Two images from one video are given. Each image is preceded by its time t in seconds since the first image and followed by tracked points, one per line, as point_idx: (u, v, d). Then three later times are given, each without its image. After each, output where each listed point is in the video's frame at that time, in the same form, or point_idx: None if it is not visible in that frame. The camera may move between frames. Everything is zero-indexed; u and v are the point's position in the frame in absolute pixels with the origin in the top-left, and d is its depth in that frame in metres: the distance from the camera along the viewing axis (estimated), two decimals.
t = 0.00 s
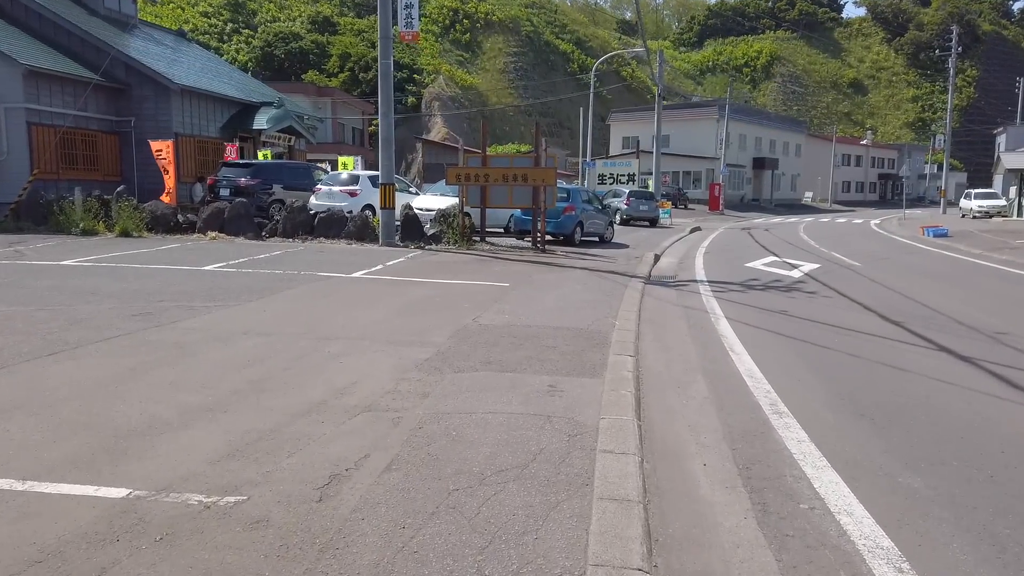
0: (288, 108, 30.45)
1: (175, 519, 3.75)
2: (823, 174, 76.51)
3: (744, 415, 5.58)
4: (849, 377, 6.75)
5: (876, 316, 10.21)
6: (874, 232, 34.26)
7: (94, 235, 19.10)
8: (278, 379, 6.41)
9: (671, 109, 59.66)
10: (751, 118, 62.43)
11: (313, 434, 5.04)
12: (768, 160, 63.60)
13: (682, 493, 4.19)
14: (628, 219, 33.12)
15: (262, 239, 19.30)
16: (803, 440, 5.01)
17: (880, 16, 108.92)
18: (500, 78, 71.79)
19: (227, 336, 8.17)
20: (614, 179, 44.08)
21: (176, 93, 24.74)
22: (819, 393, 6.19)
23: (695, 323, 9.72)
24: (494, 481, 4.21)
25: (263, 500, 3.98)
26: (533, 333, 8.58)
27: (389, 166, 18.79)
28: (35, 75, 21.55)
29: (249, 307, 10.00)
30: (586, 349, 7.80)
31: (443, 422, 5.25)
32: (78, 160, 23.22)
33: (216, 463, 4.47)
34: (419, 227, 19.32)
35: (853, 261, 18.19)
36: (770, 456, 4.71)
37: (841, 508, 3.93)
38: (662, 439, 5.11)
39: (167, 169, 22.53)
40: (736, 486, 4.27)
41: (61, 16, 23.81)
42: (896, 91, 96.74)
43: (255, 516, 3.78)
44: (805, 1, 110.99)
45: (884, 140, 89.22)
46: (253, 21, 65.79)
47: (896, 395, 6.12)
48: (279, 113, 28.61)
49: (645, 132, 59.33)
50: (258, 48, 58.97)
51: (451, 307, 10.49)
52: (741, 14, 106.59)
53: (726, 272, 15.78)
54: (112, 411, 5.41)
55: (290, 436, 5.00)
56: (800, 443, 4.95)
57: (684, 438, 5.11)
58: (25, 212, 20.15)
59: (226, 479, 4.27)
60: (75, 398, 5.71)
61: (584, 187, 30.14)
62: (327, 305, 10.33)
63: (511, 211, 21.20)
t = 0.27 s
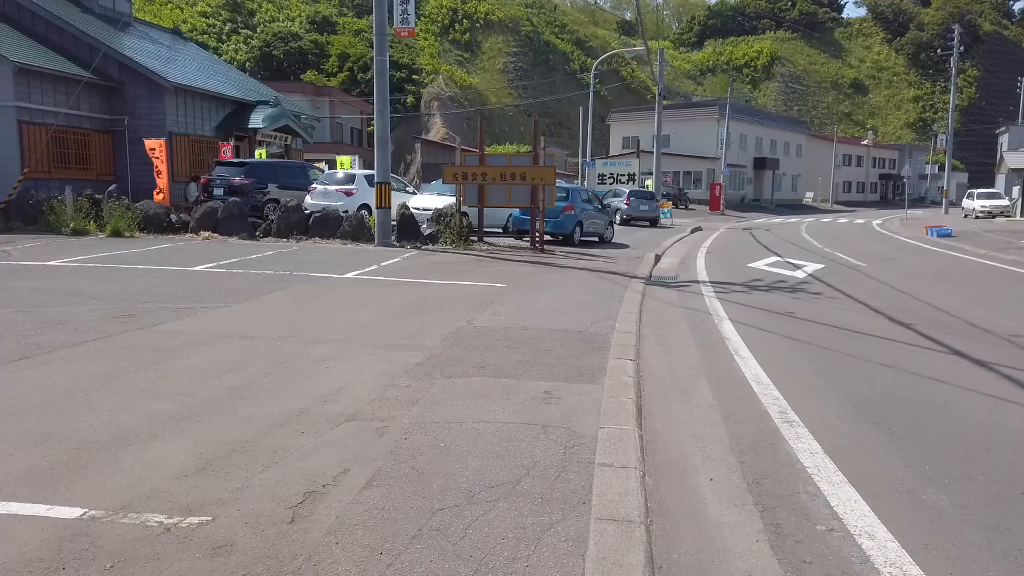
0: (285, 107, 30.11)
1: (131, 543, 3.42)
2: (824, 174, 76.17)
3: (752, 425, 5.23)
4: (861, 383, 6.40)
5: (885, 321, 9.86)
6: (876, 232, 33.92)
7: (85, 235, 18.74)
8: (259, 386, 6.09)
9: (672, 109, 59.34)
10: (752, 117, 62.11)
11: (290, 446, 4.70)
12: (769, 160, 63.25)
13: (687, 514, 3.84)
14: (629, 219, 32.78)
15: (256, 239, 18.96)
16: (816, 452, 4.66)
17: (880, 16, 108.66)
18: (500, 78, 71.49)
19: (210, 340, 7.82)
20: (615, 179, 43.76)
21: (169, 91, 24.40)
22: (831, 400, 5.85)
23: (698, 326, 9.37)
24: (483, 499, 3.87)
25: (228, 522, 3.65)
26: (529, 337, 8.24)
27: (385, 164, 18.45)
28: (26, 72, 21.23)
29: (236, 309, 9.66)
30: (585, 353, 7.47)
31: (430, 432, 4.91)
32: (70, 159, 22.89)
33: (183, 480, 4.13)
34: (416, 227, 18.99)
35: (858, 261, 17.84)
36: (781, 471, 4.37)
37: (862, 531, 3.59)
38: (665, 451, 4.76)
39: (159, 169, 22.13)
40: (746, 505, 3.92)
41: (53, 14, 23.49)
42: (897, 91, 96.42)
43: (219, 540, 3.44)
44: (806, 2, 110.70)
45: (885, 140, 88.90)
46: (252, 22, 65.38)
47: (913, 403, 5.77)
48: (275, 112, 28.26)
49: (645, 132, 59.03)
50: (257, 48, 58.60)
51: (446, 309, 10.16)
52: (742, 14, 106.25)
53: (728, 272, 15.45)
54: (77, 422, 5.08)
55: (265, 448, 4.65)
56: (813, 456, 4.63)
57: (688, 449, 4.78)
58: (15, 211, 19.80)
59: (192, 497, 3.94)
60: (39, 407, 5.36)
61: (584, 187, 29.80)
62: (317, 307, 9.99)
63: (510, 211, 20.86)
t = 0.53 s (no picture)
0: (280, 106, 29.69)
1: None
2: (824, 174, 75.78)
3: (761, 448, 4.86)
4: (873, 398, 6.02)
5: (894, 328, 9.49)
6: (879, 233, 33.54)
7: (73, 237, 18.37)
8: (232, 403, 5.71)
9: (672, 108, 58.94)
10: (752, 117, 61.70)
11: (258, 473, 4.34)
12: (770, 160, 62.84)
13: (689, 555, 3.48)
14: (628, 220, 32.41)
15: (248, 241, 18.58)
16: (830, 480, 4.30)
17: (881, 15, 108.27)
18: (499, 77, 71.16)
19: (188, 350, 7.45)
20: (614, 179, 43.38)
21: (162, 90, 24.01)
22: (843, 418, 5.47)
23: (699, 334, 8.99)
24: (464, 540, 3.51)
25: (180, 566, 3.28)
26: (523, 346, 7.87)
27: (379, 165, 18.05)
28: (15, 71, 20.86)
29: (219, 316, 9.29)
30: (581, 364, 7.10)
31: (410, 456, 4.54)
32: (60, 159, 22.51)
33: (136, 515, 3.77)
34: (411, 229, 18.60)
35: (862, 264, 17.46)
36: (794, 503, 3.99)
37: None
38: (666, 478, 4.39)
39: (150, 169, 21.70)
40: (755, 545, 3.56)
41: (43, 12, 23.11)
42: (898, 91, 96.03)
43: None
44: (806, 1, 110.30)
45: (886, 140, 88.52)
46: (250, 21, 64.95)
47: (930, 422, 5.39)
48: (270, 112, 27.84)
49: (645, 132, 58.66)
50: (255, 48, 58.21)
51: (437, 315, 9.78)
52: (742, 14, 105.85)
53: (730, 276, 15.07)
54: (32, 445, 4.71)
55: (232, 477, 4.29)
56: (825, 485, 4.26)
57: (690, 476, 4.41)
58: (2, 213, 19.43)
59: (144, 535, 3.57)
60: None
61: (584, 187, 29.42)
62: (304, 314, 9.62)
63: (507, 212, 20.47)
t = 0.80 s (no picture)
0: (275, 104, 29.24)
1: None
2: (826, 173, 75.31)
3: (780, 464, 4.43)
4: (894, 406, 5.60)
5: (909, 330, 9.06)
6: (883, 232, 33.10)
7: (62, 236, 17.97)
8: (203, 413, 5.29)
9: (672, 107, 58.51)
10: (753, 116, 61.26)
11: (224, 493, 3.93)
12: (772, 159, 62.38)
13: None
14: (629, 218, 31.98)
15: (240, 240, 18.17)
16: (855, 504, 3.89)
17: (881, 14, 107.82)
18: (498, 76, 70.77)
19: (164, 355, 7.03)
20: (615, 177, 42.95)
21: (154, 86, 23.58)
22: (863, 430, 5.06)
23: (705, 336, 8.57)
24: None
25: None
26: (520, 350, 7.45)
27: (374, 162, 17.62)
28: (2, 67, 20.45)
29: (202, 318, 8.87)
30: (580, 370, 6.68)
31: (393, 474, 4.13)
32: (50, 157, 22.12)
33: (80, 547, 3.37)
34: (407, 227, 18.19)
35: (869, 263, 17.03)
36: (815, 529, 3.60)
37: None
38: (673, 500, 3.98)
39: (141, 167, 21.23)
40: None
41: (33, 7, 22.72)
42: (899, 90, 95.59)
43: None
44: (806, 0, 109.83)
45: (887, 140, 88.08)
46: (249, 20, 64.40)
47: (958, 434, 4.98)
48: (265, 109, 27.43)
49: (646, 130, 58.26)
50: (253, 46, 57.76)
51: (430, 317, 9.36)
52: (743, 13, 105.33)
53: (733, 275, 14.67)
54: None
55: (194, 498, 3.88)
56: (851, 509, 3.85)
57: (701, 498, 4.00)
58: None
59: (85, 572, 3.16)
60: None
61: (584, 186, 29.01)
62: (290, 316, 9.18)
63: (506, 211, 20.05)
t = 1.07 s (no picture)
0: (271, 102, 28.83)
1: None
2: (827, 173, 74.92)
3: (801, 493, 4.07)
4: (918, 425, 5.23)
5: (924, 339, 8.70)
6: (887, 232, 32.71)
7: (51, 238, 17.60)
8: (176, 433, 4.91)
9: (673, 106, 58.10)
10: (755, 115, 60.84)
11: (192, 530, 3.56)
12: (773, 159, 62.00)
13: None
14: (630, 219, 31.61)
15: (234, 242, 17.79)
16: (888, 543, 3.52)
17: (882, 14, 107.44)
18: (498, 75, 70.38)
19: (142, 366, 6.64)
20: (615, 177, 42.56)
21: (147, 84, 23.21)
22: (888, 452, 4.69)
23: (712, 344, 8.22)
24: None
25: None
26: (518, 360, 7.07)
27: (370, 162, 17.25)
28: None
29: (187, 324, 8.49)
30: (582, 383, 6.31)
31: (377, 507, 3.76)
32: (42, 156, 21.76)
33: None
34: (404, 229, 17.81)
35: (877, 265, 16.66)
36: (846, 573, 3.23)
37: None
38: (687, 537, 3.62)
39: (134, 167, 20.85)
40: None
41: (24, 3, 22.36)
42: (900, 89, 95.20)
43: None
44: None
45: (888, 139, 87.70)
46: (248, 19, 63.92)
47: (990, 457, 4.62)
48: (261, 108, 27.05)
49: (646, 130, 57.87)
50: (252, 45, 57.26)
51: (426, 323, 8.97)
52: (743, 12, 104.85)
53: (738, 278, 14.29)
54: None
55: (157, 535, 3.51)
56: (883, 548, 3.48)
57: (718, 535, 3.64)
58: None
59: None
60: None
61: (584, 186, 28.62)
62: (279, 323, 8.80)
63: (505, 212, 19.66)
